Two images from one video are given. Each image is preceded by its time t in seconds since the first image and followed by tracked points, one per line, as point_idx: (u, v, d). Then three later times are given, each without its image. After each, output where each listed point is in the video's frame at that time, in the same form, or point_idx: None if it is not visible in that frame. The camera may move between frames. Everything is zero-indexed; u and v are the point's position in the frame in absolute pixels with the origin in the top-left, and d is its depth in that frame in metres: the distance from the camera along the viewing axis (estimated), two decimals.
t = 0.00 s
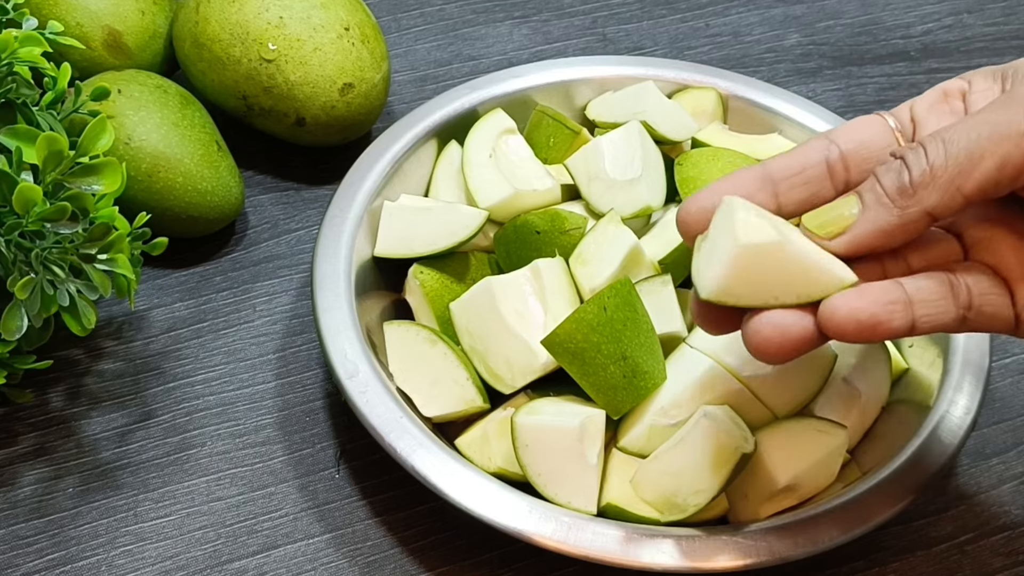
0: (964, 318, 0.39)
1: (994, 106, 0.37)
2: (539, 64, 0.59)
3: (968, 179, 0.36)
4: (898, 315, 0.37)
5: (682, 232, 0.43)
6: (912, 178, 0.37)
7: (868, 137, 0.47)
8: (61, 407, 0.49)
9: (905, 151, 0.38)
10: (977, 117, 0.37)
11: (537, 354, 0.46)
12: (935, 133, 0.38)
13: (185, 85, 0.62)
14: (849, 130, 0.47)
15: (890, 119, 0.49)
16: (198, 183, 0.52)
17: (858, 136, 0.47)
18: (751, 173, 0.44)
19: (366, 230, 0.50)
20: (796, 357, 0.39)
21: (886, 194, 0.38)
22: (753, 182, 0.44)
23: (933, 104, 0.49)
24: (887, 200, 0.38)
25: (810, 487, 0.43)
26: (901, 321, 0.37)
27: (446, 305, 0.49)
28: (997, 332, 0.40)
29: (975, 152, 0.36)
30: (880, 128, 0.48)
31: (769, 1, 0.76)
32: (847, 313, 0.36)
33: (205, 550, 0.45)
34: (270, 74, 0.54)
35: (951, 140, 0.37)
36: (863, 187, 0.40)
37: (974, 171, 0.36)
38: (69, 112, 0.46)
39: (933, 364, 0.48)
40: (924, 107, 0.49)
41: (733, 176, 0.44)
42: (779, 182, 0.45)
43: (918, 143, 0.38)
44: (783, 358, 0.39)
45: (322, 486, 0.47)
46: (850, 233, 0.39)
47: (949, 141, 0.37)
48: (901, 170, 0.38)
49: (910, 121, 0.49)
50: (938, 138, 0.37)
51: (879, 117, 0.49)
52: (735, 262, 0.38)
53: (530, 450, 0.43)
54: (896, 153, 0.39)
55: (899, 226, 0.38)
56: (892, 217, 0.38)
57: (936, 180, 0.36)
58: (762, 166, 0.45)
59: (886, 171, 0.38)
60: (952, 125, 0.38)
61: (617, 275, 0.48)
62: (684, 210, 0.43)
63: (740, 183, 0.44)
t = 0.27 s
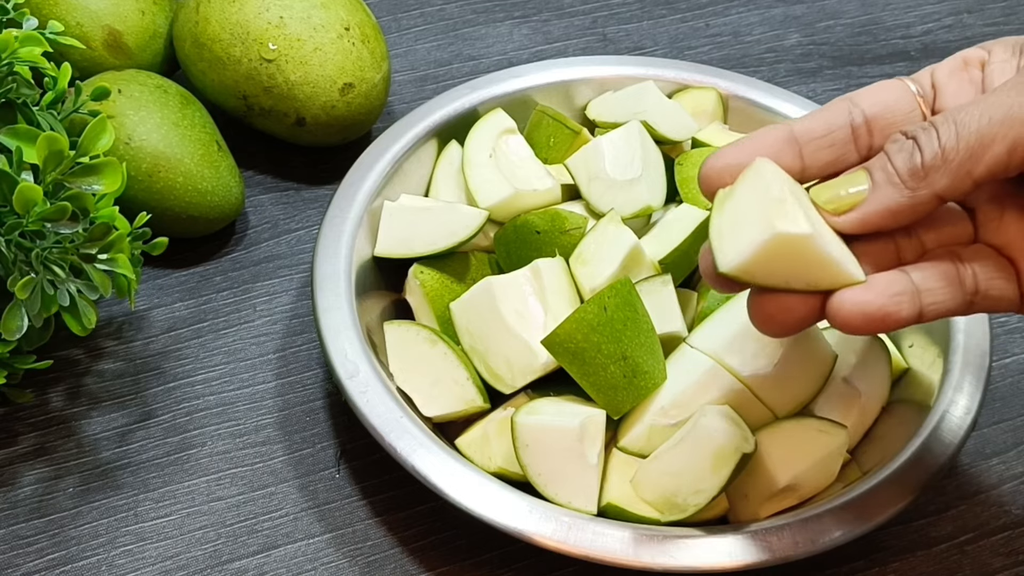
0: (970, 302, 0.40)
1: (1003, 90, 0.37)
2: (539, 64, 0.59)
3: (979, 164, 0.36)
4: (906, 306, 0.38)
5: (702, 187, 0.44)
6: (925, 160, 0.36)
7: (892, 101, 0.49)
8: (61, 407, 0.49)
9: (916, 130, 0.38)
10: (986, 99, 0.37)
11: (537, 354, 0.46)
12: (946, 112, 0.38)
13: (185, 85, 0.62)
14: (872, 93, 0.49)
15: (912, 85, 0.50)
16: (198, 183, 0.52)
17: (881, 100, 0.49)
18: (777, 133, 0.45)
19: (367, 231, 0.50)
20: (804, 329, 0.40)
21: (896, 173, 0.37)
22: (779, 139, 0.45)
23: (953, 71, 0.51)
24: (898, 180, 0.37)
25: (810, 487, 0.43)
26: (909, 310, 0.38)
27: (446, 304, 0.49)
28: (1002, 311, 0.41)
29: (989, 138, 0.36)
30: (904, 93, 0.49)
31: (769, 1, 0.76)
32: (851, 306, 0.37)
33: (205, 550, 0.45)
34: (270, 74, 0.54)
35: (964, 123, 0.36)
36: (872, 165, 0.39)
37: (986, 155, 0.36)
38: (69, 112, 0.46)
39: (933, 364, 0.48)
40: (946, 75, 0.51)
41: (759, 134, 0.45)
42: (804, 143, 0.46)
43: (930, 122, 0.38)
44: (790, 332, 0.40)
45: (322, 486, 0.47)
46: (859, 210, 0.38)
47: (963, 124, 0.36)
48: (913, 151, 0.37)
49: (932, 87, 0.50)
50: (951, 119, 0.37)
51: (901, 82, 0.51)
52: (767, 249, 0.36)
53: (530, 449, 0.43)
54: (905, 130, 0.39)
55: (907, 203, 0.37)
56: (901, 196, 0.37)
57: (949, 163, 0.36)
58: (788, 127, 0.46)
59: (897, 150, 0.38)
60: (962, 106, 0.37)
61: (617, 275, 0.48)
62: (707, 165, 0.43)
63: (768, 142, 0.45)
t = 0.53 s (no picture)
0: (983, 265, 0.42)
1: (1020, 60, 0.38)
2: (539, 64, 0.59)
3: (992, 134, 0.37)
4: (921, 266, 0.40)
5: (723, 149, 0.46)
6: (940, 129, 0.37)
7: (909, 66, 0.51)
8: (61, 407, 0.49)
9: (934, 97, 0.39)
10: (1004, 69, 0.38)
11: (537, 353, 0.46)
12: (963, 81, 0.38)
13: (186, 85, 0.62)
14: (891, 59, 0.51)
15: (929, 49, 0.53)
16: (198, 183, 0.52)
17: (900, 64, 0.51)
18: (801, 96, 0.48)
19: (367, 231, 0.50)
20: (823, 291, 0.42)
21: (911, 140, 0.38)
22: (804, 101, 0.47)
23: (972, 35, 0.53)
24: (913, 146, 0.38)
25: (810, 487, 0.43)
26: (924, 271, 0.40)
27: (446, 304, 0.49)
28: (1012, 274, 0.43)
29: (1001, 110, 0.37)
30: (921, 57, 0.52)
31: (770, 1, 0.76)
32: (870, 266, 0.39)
33: (205, 550, 0.45)
34: (270, 74, 0.54)
35: (979, 92, 0.37)
36: (887, 129, 0.40)
37: (1001, 126, 0.37)
38: (70, 112, 0.46)
39: (933, 363, 0.48)
40: (964, 38, 0.53)
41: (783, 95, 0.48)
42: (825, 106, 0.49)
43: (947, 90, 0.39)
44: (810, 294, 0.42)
45: (322, 486, 0.47)
46: (870, 174, 0.39)
47: (979, 93, 0.37)
48: (929, 119, 0.38)
49: (949, 52, 0.52)
50: (968, 88, 0.38)
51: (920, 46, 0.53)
52: (785, 216, 0.38)
53: (530, 450, 0.43)
54: (923, 96, 0.40)
55: (921, 169, 0.39)
56: (914, 163, 0.39)
57: (964, 133, 0.37)
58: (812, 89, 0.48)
59: (914, 116, 0.39)
60: (981, 75, 0.38)
61: (617, 275, 0.48)
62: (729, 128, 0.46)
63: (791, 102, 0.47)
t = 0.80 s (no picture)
0: (987, 200, 0.44)
1: None
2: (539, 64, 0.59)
3: (1007, 84, 0.38)
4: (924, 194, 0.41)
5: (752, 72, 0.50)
6: (960, 73, 0.38)
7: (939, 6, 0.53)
8: (61, 407, 0.49)
9: (957, 43, 0.40)
10: None
11: (537, 353, 0.46)
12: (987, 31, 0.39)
13: (185, 85, 0.62)
14: None
15: None
16: (198, 183, 0.52)
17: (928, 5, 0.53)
18: (827, 25, 0.51)
19: (367, 231, 0.50)
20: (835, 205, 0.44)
21: (932, 80, 0.39)
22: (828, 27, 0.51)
23: None
24: (932, 84, 0.39)
25: (810, 488, 0.43)
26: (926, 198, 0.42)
27: (446, 304, 0.49)
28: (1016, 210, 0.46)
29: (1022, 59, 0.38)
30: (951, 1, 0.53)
31: (769, 1, 0.76)
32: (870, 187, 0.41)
33: (205, 550, 0.45)
34: (270, 74, 0.54)
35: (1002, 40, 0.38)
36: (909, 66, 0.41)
37: (1015, 75, 0.38)
38: (69, 112, 0.46)
39: (933, 363, 0.48)
40: None
41: (810, 26, 0.51)
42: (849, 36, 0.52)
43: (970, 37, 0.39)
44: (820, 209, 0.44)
45: (322, 486, 0.47)
46: (888, 110, 0.40)
47: (1000, 39, 0.38)
48: (951, 62, 0.39)
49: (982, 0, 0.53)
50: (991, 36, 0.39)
51: None
52: (794, 136, 0.39)
53: (529, 449, 0.43)
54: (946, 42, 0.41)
55: (938, 110, 0.39)
56: (931, 102, 0.39)
57: (981, 78, 0.38)
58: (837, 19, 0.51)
59: (936, 59, 0.40)
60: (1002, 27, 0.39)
61: (617, 275, 0.48)
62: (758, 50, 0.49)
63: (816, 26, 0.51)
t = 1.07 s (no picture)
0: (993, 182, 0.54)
1: None
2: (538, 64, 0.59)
3: (996, 138, 0.41)
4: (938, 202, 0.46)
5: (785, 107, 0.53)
6: (948, 132, 0.42)
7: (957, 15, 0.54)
8: (61, 407, 0.49)
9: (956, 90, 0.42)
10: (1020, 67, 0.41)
11: (537, 353, 0.46)
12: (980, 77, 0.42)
13: (185, 85, 0.62)
14: (937, 15, 0.54)
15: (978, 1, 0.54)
16: (198, 183, 0.52)
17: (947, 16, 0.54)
18: (853, 60, 0.54)
19: (367, 230, 0.50)
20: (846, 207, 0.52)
21: (926, 134, 0.43)
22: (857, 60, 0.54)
23: None
24: (926, 140, 0.43)
25: (809, 488, 0.43)
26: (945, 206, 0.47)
27: (446, 304, 0.49)
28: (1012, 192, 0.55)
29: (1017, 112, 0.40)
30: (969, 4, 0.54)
31: (769, 1, 0.76)
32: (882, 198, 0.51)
33: (205, 550, 0.45)
34: (270, 74, 0.54)
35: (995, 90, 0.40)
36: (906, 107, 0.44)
37: (997, 137, 0.41)
38: (68, 112, 0.46)
39: (933, 363, 0.48)
40: None
41: (840, 58, 0.54)
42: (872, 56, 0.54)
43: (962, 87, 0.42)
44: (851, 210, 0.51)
45: (322, 486, 0.47)
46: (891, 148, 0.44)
47: (989, 99, 0.40)
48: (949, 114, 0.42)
49: None
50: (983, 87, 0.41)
51: None
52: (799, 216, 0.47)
53: (529, 449, 0.43)
54: (942, 87, 0.43)
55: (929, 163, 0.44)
56: (927, 152, 0.43)
57: (966, 138, 0.41)
58: (863, 52, 0.54)
59: (932, 112, 0.43)
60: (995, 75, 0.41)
61: (616, 275, 0.48)
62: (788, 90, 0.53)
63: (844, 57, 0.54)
